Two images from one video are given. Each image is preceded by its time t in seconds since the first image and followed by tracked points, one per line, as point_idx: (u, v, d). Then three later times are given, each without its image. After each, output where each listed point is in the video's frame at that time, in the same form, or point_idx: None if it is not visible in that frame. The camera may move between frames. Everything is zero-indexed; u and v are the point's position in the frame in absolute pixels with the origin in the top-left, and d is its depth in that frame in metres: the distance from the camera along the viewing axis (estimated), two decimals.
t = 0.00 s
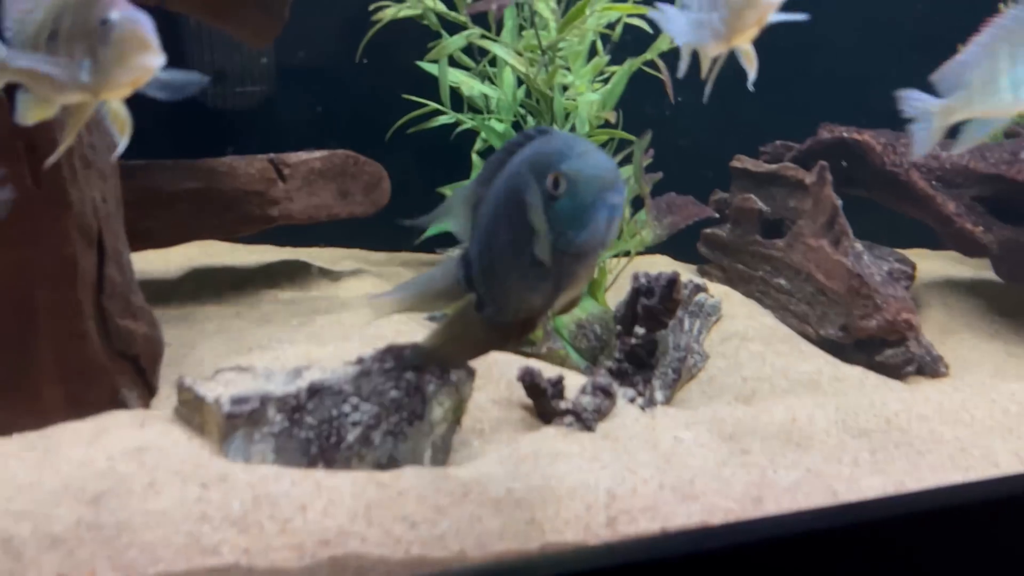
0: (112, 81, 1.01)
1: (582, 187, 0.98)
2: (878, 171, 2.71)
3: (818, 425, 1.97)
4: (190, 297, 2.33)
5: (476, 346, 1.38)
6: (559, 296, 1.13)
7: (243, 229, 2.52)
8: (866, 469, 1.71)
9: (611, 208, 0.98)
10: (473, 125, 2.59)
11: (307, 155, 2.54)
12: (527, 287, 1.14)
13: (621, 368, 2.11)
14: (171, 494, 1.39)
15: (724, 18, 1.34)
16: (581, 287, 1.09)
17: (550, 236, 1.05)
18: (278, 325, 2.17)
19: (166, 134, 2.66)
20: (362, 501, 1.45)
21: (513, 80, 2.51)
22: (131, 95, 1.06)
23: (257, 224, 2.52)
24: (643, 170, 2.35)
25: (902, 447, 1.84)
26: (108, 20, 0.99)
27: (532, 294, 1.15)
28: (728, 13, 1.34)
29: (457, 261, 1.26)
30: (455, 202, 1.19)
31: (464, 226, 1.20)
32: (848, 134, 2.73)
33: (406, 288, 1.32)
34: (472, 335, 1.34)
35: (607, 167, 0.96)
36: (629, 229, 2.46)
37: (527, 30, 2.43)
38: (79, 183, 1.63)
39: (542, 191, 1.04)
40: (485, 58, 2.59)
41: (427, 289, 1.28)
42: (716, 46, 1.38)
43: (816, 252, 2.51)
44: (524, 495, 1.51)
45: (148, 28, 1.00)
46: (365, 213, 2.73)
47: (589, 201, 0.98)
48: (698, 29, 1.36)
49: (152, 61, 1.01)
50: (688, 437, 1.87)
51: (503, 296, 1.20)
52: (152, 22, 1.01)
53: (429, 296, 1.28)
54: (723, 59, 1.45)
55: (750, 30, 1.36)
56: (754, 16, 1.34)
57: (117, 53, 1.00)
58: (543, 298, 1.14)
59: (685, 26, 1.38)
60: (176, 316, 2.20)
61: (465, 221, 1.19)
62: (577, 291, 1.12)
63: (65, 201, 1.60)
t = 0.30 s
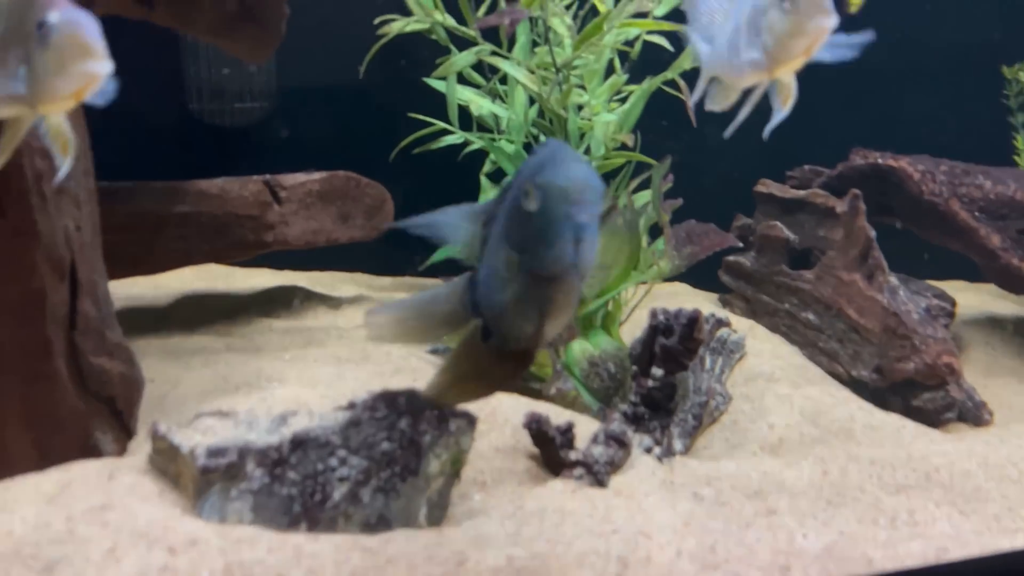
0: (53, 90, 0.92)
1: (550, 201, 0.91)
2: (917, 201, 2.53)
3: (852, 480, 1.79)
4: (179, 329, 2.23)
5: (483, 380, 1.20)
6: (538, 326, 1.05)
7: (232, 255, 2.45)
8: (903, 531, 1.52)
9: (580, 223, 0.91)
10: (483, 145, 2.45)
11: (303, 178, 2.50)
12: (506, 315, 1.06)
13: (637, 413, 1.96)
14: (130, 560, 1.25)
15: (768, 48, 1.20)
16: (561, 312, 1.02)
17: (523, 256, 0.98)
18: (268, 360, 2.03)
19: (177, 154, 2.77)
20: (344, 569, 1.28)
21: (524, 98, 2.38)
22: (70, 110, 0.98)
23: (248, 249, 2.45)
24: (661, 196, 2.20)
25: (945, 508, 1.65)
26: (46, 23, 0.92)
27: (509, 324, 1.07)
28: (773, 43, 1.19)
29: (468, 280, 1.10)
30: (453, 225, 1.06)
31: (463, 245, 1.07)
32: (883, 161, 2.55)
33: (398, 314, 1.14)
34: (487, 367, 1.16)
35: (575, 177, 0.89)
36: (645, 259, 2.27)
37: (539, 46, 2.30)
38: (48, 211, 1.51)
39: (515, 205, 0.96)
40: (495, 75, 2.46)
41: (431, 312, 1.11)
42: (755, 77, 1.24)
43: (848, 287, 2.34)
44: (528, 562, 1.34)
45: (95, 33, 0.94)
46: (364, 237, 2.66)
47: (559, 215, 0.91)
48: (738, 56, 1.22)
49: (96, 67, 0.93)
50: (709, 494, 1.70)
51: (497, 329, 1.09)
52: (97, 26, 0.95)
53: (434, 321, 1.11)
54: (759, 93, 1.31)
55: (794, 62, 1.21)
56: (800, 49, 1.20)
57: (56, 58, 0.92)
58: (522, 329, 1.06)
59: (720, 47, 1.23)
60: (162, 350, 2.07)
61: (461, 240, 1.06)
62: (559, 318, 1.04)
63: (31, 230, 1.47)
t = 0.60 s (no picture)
0: (5, 83, 0.91)
1: (538, 179, 0.92)
2: (943, 223, 2.46)
3: (874, 519, 1.66)
4: (170, 345, 2.21)
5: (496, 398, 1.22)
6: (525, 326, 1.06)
7: (226, 272, 2.40)
8: None
9: (568, 207, 0.93)
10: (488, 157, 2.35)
11: (299, 191, 2.47)
12: (498, 313, 1.07)
13: (646, 444, 1.85)
14: None
15: (794, 57, 1.14)
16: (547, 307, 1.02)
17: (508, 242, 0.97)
18: (260, 383, 1.96)
19: (173, 167, 2.75)
20: None
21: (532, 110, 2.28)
22: (15, 108, 0.96)
23: (243, 265, 2.40)
24: (673, 215, 2.11)
25: (975, 551, 1.52)
26: None
27: (501, 325, 1.07)
28: (799, 52, 1.14)
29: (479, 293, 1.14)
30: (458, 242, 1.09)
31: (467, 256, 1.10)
32: (906, 179, 2.47)
33: (422, 335, 1.22)
34: (500, 380, 1.17)
35: (566, 156, 0.91)
36: (657, 278, 2.18)
37: (549, 57, 2.21)
38: (25, 228, 1.43)
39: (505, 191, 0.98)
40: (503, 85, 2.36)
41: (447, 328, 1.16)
42: (779, 87, 1.18)
43: (868, 312, 2.24)
44: None
45: (49, 26, 0.94)
46: (360, 255, 2.63)
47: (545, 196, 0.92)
48: (761, 64, 1.18)
49: (52, 61, 0.94)
50: (723, 534, 1.57)
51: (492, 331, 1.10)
52: (49, 17, 0.95)
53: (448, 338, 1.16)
54: (783, 106, 1.24)
55: (823, 73, 1.15)
56: (829, 58, 1.13)
57: (10, 50, 0.91)
58: (510, 329, 1.07)
59: (743, 55, 1.21)
60: (152, 374, 2.00)
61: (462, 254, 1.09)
62: (542, 315, 1.04)
63: (9, 248, 1.39)
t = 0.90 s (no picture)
0: (18, 92, 0.80)
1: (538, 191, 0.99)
2: (950, 238, 2.45)
3: (882, 540, 1.61)
4: (169, 358, 2.20)
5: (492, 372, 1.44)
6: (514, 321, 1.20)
7: (227, 283, 2.38)
8: None
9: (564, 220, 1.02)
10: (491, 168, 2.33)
11: (301, 203, 2.47)
12: (491, 309, 1.21)
13: (649, 462, 1.81)
14: None
15: (816, 58, 1.14)
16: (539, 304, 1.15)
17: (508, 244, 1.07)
18: (259, 399, 1.94)
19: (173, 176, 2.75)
20: None
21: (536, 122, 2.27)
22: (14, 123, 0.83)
23: (243, 277, 2.39)
24: (676, 229, 2.08)
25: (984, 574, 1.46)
26: (13, 29, 0.83)
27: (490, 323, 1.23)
28: (822, 53, 1.14)
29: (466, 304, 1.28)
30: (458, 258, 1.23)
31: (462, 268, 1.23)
32: (913, 194, 2.45)
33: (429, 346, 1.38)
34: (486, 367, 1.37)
35: (566, 170, 0.97)
36: (659, 293, 2.18)
37: (553, 69, 2.20)
38: (21, 243, 1.41)
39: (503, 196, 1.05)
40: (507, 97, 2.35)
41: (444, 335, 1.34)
42: (799, 90, 1.18)
43: (874, 328, 2.22)
44: None
45: (71, 46, 0.86)
46: (361, 266, 2.62)
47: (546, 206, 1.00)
48: (780, 68, 1.17)
49: (73, 78, 0.85)
50: (727, 556, 1.51)
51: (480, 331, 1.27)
52: (70, 37, 0.87)
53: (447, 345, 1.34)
54: (801, 111, 1.23)
55: (846, 75, 1.15)
56: (855, 59, 1.13)
57: (31, 63, 0.82)
58: (499, 324, 1.21)
59: (760, 60, 1.19)
60: (150, 388, 1.98)
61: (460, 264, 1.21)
62: (527, 318, 1.19)
63: (6, 262, 1.36)
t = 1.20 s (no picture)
0: (40, 122, 0.79)
1: (540, 231, 1.00)
2: (951, 251, 2.45)
3: (880, 555, 1.61)
4: (170, 371, 2.21)
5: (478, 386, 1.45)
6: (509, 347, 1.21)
7: (229, 295, 2.39)
8: None
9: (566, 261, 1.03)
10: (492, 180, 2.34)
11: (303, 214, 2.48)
12: (484, 336, 1.22)
13: (649, 478, 1.81)
14: None
15: (838, 71, 1.06)
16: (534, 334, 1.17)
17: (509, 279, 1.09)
18: (260, 412, 1.95)
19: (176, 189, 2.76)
20: None
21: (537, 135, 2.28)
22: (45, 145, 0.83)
23: (244, 290, 2.39)
24: (676, 242, 2.09)
25: None
26: (37, 52, 0.81)
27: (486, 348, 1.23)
28: (844, 65, 1.06)
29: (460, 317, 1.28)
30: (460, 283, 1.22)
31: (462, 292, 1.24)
32: (914, 206, 2.45)
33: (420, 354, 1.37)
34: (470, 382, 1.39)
35: (570, 213, 0.97)
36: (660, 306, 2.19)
37: (555, 81, 2.20)
38: (24, 259, 1.42)
39: (502, 233, 1.05)
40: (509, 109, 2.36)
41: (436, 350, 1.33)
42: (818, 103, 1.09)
43: (874, 341, 2.22)
44: None
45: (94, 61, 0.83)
46: (362, 277, 2.64)
47: (548, 247, 1.02)
48: (797, 79, 1.08)
49: (95, 99, 0.81)
50: (725, 572, 1.51)
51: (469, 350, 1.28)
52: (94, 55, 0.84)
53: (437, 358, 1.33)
54: (818, 124, 1.14)
55: (866, 85, 1.07)
56: (877, 69, 1.06)
57: (51, 89, 0.80)
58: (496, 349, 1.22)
59: (774, 71, 1.10)
60: (152, 402, 1.99)
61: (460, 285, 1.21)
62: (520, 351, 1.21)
63: (7, 280, 1.37)
